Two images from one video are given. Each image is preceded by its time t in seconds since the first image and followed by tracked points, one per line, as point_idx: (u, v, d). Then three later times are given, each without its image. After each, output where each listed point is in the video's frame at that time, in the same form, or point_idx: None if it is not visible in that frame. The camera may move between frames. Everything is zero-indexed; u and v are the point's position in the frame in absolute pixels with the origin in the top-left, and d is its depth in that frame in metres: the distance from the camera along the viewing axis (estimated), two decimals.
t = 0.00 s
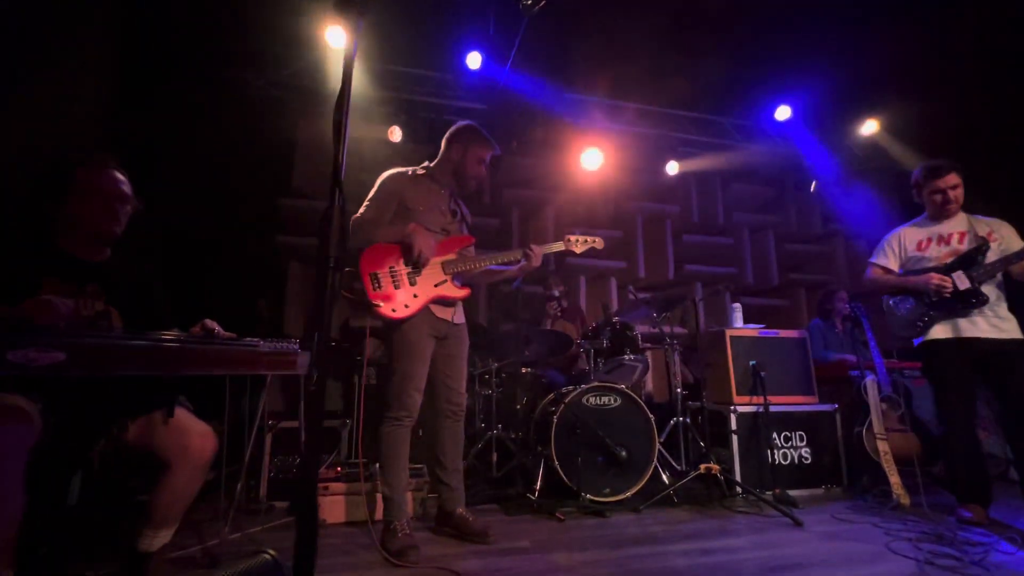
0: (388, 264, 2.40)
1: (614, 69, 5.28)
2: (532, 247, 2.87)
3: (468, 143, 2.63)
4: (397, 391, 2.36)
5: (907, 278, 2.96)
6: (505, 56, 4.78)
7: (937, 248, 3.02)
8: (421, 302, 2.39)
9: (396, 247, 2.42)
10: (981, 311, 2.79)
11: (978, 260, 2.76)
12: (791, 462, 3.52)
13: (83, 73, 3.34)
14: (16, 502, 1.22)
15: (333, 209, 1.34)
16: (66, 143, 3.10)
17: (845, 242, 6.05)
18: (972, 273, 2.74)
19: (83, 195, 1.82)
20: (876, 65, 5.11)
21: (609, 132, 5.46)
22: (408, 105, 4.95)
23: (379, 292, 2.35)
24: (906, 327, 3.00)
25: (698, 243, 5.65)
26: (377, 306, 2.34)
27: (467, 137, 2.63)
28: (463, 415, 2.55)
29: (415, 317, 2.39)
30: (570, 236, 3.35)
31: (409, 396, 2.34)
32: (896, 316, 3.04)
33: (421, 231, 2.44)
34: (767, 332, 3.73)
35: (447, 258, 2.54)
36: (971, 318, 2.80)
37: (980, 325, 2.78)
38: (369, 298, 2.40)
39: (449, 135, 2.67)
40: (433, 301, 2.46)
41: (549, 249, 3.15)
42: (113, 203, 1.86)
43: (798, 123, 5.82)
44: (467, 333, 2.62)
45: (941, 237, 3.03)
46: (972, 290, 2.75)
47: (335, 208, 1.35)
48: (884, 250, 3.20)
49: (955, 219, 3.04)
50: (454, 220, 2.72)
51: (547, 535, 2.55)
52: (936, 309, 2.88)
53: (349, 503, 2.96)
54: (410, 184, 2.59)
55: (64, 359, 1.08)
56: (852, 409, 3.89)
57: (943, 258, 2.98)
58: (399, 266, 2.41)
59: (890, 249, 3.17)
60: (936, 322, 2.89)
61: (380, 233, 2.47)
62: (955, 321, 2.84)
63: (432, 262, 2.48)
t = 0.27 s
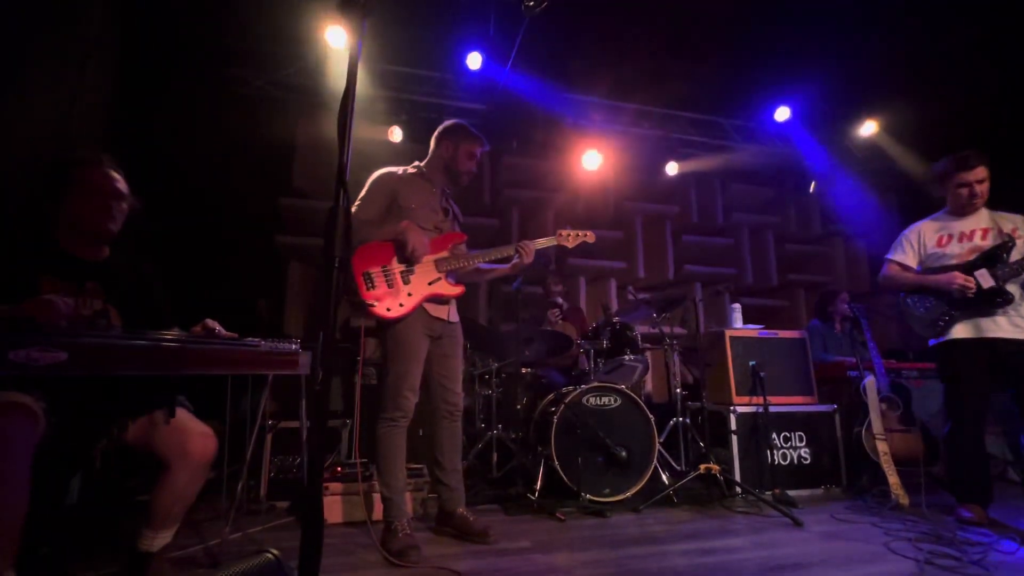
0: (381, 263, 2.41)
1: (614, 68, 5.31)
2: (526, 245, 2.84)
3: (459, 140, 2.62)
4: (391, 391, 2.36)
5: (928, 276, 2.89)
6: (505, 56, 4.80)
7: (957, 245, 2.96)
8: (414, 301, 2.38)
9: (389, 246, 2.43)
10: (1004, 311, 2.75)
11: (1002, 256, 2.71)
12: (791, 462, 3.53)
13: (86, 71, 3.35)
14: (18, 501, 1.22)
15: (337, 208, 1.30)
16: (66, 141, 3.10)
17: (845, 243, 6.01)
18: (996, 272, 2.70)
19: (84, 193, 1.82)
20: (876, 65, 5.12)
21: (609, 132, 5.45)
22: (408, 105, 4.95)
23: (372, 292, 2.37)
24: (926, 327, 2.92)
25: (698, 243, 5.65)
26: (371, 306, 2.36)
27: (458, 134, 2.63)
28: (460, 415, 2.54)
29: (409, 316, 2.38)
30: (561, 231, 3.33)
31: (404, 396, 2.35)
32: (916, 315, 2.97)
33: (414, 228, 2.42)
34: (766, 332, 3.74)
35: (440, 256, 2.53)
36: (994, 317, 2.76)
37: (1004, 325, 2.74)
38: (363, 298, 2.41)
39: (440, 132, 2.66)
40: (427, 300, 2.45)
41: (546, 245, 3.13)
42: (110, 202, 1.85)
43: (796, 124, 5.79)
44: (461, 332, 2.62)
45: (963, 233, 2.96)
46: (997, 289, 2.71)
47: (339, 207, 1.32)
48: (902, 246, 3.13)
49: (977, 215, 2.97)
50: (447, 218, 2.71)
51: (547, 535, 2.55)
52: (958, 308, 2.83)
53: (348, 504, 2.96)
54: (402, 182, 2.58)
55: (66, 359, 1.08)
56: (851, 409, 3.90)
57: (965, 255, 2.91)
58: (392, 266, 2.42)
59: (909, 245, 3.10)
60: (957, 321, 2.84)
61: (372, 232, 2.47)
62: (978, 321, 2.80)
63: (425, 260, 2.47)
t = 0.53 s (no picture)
0: (375, 265, 2.41)
1: (613, 69, 5.32)
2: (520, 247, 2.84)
3: (454, 142, 2.63)
4: (387, 392, 2.36)
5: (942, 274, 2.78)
6: (505, 56, 4.82)
7: (975, 241, 2.84)
8: (408, 303, 2.39)
9: (383, 247, 2.44)
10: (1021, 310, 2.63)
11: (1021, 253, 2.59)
12: (787, 463, 3.54)
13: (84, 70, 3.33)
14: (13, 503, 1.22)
15: (337, 211, 1.30)
16: (63, 140, 3.08)
17: (841, 244, 6.02)
18: (1016, 269, 2.56)
19: (80, 195, 1.81)
20: (874, 67, 5.14)
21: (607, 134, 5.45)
22: (406, 106, 4.95)
23: (365, 293, 2.36)
24: (939, 325, 2.81)
25: (696, 245, 5.64)
26: (364, 307, 2.34)
27: (452, 136, 2.63)
28: (456, 415, 2.55)
29: (402, 317, 2.39)
30: (555, 235, 3.35)
31: (400, 397, 2.35)
32: (929, 314, 2.86)
33: (408, 229, 2.43)
34: (763, 333, 3.76)
35: (433, 258, 2.55)
36: (1011, 317, 2.64)
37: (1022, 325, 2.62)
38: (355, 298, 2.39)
39: (435, 133, 2.67)
40: (421, 301, 2.46)
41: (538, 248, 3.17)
42: (105, 204, 1.84)
43: (795, 127, 5.79)
44: (453, 333, 2.62)
45: (981, 229, 2.84)
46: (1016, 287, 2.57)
47: (339, 210, 1.32)
48: (917, 242, 3.01)
49: (996, 211, 2.85)
50: (440, 219, 2.71)
51: (545, 535, 2.56)
52: (973, 307, 2.72)
53: (345, 505, 2.96)
54: (398, 183, 2.58)
55: (64, 359, 1.07)
56: (847, 410, 3.91)
57: (983, 252, 2.80)
58: (385, 267, 2.42)
59: (924, 241, 2.98)
60: (973, 321, 2.72)
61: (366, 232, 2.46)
62: (993, 320, 2.68)
63: (418, 263, 2.48)
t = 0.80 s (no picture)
0: (378, 264, 2.41)
1: (613, 68, 5.32)
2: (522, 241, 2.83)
3: (452, 139, 2.63)
4: (389, 391, 2.37)
5: (954, 269, 2.58)
6: (505, 55, 4.81)
7: (990, 236, 2.64)
8: (411, 301, 2.39)
9: (385, 246, 2.44)
10: None
11: None
12: (787, 462, 3.54)
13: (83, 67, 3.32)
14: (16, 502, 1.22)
15: (340, 211, 1.31)
16: (63, 137, 3.08)
17: (841, 244, 6.00)
18: None
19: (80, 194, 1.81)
20: (874, 67, 5.14)
21: (607, 133, 5.45)
22: (406, 105, 4.95)
23: (370, 292, 2.37)
24: (949, 323, 2.61)
25: (696, 244, 5.62)
26: (369, 306, 2.35)
27: (450, 134, 2.63)
28: (457, 414, 2.55)
29: (406, 316, 2.40)
30: (554, 228, 3.35)
31: (402, 396, 2.35)
32: (939, 310, 2.66)
33: (409, 228, 2.44)
34: (763, 332, 3.76)
35: (436, 255, 2.54)
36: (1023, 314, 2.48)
37: None
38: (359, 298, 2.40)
39: (433, 131, 2.67)
40: (425, 299, 2.47)
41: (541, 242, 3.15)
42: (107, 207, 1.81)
43: (794, 127, 5.80)
44: (456, 331, 2.61)
45: (997, 223, 2.65)
46: None
47: (342, 210, 1.32)
48: (928, 235, 2.80)
49: (1012, 206, 2.66)
50: (441, 217, 2.72)
51: (546, 534, 2.56)
52: (985, 303, 2.54)
53: (346, 503, 2.97)
54: (399, 183, 2.58)
55: (66, 357, 1.07)
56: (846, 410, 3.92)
57: (996, 248, 2.61)
58: (388, 266, 2.42)
59: (937, 234, 2.77)
60: (985, 317, 2.54)
61: (367, 232, 2.45)
62: (1005, 317, 2.51)
63: (422, 260, 2.48)
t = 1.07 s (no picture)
0: (379, 266, 2.41)
1: (611, 70, 5.33)
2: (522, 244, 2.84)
3: (454, 142, 2.63)
4: (389, 392, 2.37)
5: (955, 271, 2.54)
6: (505, 58, 4.84)
7: (991, 238, 2.57)
8: (412, 304, 2.39)
9: (387, 249, 2.44)
10: None
11: None
12: (783, 463, 3.55)
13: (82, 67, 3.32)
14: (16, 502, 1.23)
15: (340, 212, 1.31)
16: (60, 136, 3.07)
17: (838, 246, 6.02)
18: None
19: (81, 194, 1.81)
20: (871, 70, 5.17)
21: (605, 135, 5.48)
22: (406, 106, 4.97)
23: (371, 294, 2.37)
24: (948, 324, 2.56)
25: (693, 246, 5.63)
26: (370, 308, 2.37)
27: (452, 136, 2.64)
28: (456, 415, 2.56)
29: (407, 318, 2.40)
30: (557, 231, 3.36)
31: (402, 397, 2.35)
32: (939, 311, 2.62)
33: (410, 231, 2.44)
34: (760, 334, 3.78)
35: (438, 257, 2.54)
36: None
37: None
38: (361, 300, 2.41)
39: (435, 134, 2.67)
40: (426, 302, 2.47)
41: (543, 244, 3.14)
42: (105, 207, 1.80)
43: (791, 129, 5.83)
44: (457, 333, 2.62)
45: (999, 226, 2.58)
46: None
47: (342, 211, 1.33)
48: (930, 238, 2.76)
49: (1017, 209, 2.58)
50: (443, 219, 2.72)
51: (543, 535, 2.57)
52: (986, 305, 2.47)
53: (345, 504, 2.96)
54: (401, 185, 2.59)
55: (66, 358, 1.06)
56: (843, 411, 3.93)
57: (998, 251, 2.54)
58: (390, 268, 2.42)
59: (938, 237, 2.74)
60: (984, 319, 2.47)
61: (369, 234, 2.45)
62: (1006, 318, 2.44)
63: (423, 262, 2.47)
